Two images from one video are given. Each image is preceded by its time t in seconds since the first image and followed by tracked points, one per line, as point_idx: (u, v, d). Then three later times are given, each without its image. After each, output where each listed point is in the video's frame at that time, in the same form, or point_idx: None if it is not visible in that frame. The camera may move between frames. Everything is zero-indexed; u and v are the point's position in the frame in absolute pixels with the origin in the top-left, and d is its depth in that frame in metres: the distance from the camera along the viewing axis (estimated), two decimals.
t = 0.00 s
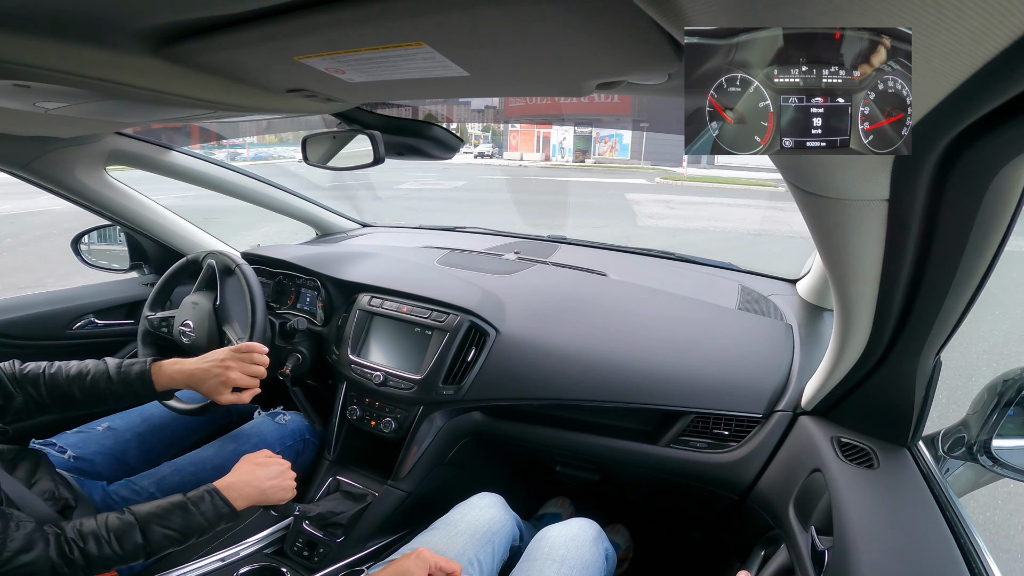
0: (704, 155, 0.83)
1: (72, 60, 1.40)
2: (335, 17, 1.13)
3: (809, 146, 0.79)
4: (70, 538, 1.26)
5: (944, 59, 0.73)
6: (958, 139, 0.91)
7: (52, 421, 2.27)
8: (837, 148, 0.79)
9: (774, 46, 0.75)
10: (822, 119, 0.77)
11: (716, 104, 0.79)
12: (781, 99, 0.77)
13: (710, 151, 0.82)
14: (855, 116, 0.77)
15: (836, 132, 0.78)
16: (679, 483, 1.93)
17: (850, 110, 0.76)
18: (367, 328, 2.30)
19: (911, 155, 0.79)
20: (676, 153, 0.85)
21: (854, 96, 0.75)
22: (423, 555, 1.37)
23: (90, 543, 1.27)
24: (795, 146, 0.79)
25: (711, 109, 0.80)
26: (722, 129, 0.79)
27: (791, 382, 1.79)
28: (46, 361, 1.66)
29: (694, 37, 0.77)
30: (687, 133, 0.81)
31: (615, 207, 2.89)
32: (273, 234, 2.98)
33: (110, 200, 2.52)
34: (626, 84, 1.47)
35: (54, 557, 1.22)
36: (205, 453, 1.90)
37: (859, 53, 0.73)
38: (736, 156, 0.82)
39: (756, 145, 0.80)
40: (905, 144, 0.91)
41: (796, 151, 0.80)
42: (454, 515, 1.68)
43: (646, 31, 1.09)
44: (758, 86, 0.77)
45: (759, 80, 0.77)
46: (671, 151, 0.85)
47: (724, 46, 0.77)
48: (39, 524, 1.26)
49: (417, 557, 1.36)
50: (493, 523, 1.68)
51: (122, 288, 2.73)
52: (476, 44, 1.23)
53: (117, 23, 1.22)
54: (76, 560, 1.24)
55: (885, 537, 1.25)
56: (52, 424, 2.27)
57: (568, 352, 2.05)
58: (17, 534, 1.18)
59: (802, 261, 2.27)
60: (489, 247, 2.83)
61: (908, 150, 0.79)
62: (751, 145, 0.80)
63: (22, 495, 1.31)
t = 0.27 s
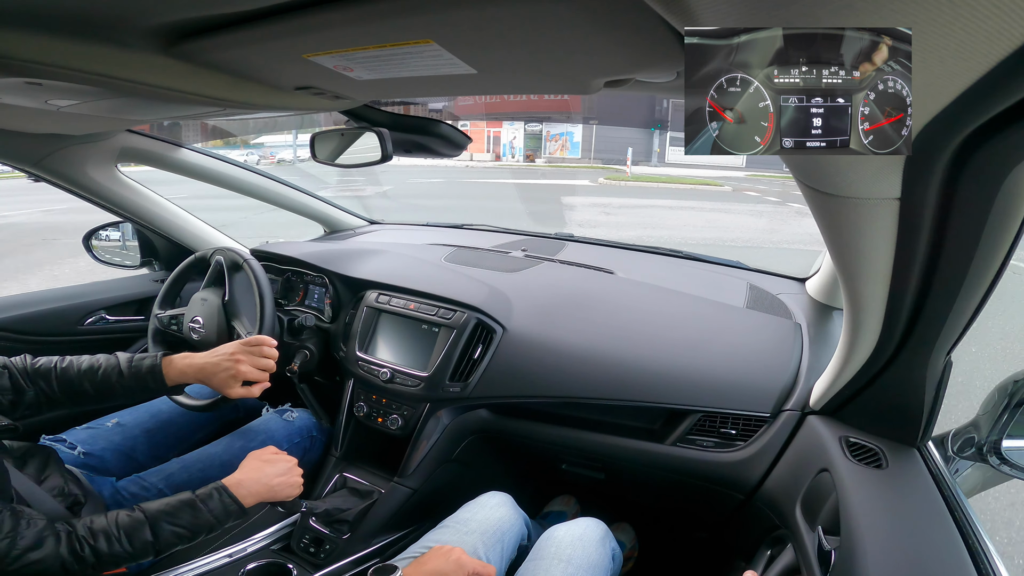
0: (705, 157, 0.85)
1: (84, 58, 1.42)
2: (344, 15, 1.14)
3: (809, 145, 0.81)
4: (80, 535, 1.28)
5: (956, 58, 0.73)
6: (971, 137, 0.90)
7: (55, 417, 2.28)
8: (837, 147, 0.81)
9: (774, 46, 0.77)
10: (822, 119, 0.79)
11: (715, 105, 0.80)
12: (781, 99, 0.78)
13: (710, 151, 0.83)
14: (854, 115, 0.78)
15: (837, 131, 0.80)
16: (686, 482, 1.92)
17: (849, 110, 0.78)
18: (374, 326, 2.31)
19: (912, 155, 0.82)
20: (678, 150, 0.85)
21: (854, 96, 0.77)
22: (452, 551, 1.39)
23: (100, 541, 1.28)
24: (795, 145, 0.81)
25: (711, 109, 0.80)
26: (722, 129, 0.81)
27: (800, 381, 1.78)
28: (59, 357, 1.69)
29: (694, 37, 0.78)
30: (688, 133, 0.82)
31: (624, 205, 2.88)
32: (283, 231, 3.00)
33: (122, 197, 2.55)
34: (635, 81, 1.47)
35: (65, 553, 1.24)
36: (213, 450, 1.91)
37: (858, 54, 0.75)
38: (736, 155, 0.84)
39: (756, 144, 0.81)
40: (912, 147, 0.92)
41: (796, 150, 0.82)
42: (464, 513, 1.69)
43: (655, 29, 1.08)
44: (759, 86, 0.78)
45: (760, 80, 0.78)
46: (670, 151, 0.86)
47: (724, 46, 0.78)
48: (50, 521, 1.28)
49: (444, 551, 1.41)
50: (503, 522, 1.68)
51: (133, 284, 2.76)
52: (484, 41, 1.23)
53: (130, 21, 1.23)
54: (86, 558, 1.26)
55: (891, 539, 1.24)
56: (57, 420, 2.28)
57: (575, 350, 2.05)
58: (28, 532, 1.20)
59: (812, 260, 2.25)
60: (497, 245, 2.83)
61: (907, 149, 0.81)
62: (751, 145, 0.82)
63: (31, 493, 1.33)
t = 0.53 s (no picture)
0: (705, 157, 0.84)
1: (91, 55, 1.43)
2: (351, 14, 1.14)
3: (809, 146, 0.80)
4: (84, 531, 1.29)
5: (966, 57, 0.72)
6: (979, 138, 0.90)
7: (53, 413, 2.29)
8: (837, 147, 0.81)
9: (774, 46, 0.77)
10: (822, 119, 0.78)
11: (715, 106, 0.80)
12: (781, 99, 0.78)
13: (710, 151, 0.82)
14: (854, 116, 0.78)
15: (836, 131, 0.79)
16: (689, 482, 1.92)
17: (849, 110, 0.78)
18: (378, 324, 2.32)
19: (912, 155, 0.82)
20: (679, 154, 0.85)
21: (854, 96, 0.77)
22: (442, 556, 1.40)
23: (104, 537, 1.30)
24: (795, 146, 0.80)
25: (710, 110, 0.80)
26: (722, 129, 0.80)
27: (805, 382, 1.77)
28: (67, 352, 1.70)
29: (694, 37, 0.78)
30: (688, 133, 0.81)
31: (628, 205, 2.87)
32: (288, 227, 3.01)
33: (129, 194, 2.57)
34: (640, 81, 1.47)
35: (70, 549, 1.25)
36: (217, 446, 1.92)
37: (857, 54, 0.75)
38: (736, 156, 0.83)
39: (755, 145, 0.81)
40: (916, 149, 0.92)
41: (796, 151, 0.81)
42: (462, 511, 1.69)
43: (660, 28, 1.08)
44: (759, 86, 0.78)
45: (760, 80, 0.78)
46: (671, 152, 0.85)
47: (726, 46, 0.78)
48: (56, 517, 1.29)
49: (433, 555, 1.41)
50: (501, 518, 1.69)
51: (139, 281, 2.78)
52: (490, 40, 1.23)
53: (137, 19, 1.24)
54: (91, 555, 1.27)
55: (895, 541, 1.24)
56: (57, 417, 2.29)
57: (579, 349, 2.05)
58: (34, 528, 1.21)
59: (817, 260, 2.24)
60: (501, 243, 2.83)
61: (907, 149, 0.80)
62: (751, 146, 0.81)
63: (38, 489, 1.34)
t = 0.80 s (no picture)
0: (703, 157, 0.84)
1: (98, 55, 1.43)
2: (355, 13, 1.14)
3: (809, 146, 0.81)
4: (89, 531, 1.29)
5: (971, 60, 0.72)
6: (988, 139, 0.89)
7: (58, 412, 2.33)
8: (837, 147, 0.81)
9: (774, 47, 0.77)
10: (822, 119, 0.78)
11: (715, 106, 0.81)
12: (781, 99, 0.78)
13: (709, 151, 0.82)
14: (854, 115, 0.78)
15: (837, 132, 0.79)
16: (693, 484, 1.91)
17: (850, 110, 0.78)
18: (381, 324, 2.32)
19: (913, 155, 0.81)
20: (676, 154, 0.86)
21: (854, 96, 0.77)
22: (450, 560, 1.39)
23: (109, 536, 1.30)
24: (795, 146, 0.80)
25: (710, 110, 0.81)
26: (722, 129, 0.80)
27: (809, 383, 1.77)
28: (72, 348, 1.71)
29: (694, 37, 0.79)
30: (687, 133, 0.82)
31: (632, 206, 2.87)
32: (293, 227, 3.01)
33: (135, 194, 2.58)
34: (645, 81, 1.47)
35: (74, 549, 1.25)
36: (220, 447, 1.92)
37: (857, 54, 0.75)
38: (737, 155, 0.83)
39: (756, 144, 0.81)
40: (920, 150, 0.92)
41: (796, 151, 0.81)
42: (467, 513, 1.69)
43: (664, 29, 1.08)
44: (759, 86, 0.78)
45: (760, 80, 0.78)
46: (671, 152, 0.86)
47: (726, 46, 0.78)
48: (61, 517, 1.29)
49: (439, 558, 1.41)
50: (505, 522, 1.68)
51: (144, 280, 2.79)
52: (494, 40, 1.23)
53: (143, 19, 1.24)
54: (95, 552, 1.28)
55: (899, 543, 1.23)
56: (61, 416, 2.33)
57: (582, 350, 2.05)
58: (37, 528, 1.22)
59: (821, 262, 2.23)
60: (504, 244, 2.83)
61: (907, 149, 0.80)
62: (751, 145, 0.81)
63: (43, 487, 1.34)
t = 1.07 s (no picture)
0: (704, 155, 0.87)
1: (101, 55, 1.44)
2: (357, 14, 1.14)
3: (809, 145, 0.82)
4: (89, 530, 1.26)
5: (973, 62, 0.72)
6: (991, 139, 0.89)
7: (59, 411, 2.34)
8: (837, 147, 0.83)
9: (775, 46, 0.78)
10: (822, 118, 0.80)
11: (715, 105, 0.82)
12: (781, 99, 0.79)
13: (710, 150, 0.85)
14: (854, 115, 0.79)
15: (836, 131, 0.81)
16: (693, 485, 1.91)
17: (849, 109, 0.79)
18: (382, 324, 2.32)
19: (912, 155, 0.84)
20: (678, 149, 0.88)
21: (854, 96, 0.78)
22: (453, 552, 1.40)
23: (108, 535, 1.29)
24: (795, 145, 0.82)
25: (711, 109, 0.82)
26: (721, 129, 0.82)
27: (811, 384, 1.76)
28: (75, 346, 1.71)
29: (694, 37, 0.80)
30: (688, 133, 0.84)
31: (634, 206, 2.87)
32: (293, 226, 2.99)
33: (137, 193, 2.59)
34: (647, 82, 1.47)
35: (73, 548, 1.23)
36: (221, 445, 1.92)
37: (856, 54, 0.75)
38: (737, 154, 0.85)
39: (756, 144, 0.82)
40: (921, 152, 0.92)
41: (796, 150, 0.83)
42: (465, 512, 1.69)
43: (666, 30, 1.08)
44: (758, 86, 0.79)
45: (760, 81, 0.79)
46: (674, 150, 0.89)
47: (728, 45, 0.79)
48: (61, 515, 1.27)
49: (441, 552, 1.42)
50: (503, 520, 1.68)
51: (146, 280, 2.79)
52: (495, 41, 1.23)
53: (146, 19, 1.25)
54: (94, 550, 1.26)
55: (899, 544, 1.23)
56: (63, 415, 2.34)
57: (583, 351, 2.05)
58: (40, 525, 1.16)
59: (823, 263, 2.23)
60: (506, 244, 2.83)
61: (907, 149, 0.82)
62: (752, 145, 0.83)
63: (42, 486, 1.33)
